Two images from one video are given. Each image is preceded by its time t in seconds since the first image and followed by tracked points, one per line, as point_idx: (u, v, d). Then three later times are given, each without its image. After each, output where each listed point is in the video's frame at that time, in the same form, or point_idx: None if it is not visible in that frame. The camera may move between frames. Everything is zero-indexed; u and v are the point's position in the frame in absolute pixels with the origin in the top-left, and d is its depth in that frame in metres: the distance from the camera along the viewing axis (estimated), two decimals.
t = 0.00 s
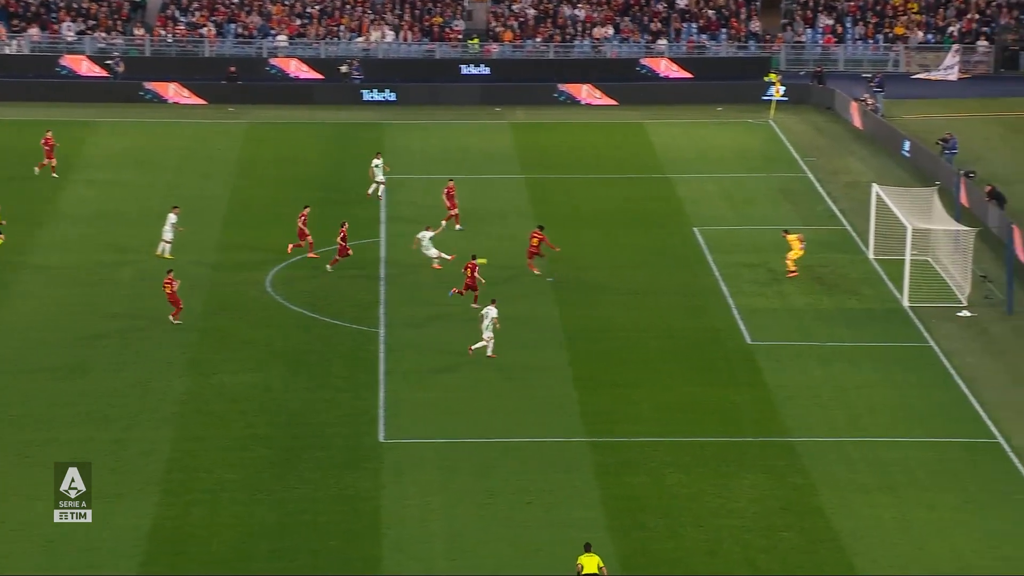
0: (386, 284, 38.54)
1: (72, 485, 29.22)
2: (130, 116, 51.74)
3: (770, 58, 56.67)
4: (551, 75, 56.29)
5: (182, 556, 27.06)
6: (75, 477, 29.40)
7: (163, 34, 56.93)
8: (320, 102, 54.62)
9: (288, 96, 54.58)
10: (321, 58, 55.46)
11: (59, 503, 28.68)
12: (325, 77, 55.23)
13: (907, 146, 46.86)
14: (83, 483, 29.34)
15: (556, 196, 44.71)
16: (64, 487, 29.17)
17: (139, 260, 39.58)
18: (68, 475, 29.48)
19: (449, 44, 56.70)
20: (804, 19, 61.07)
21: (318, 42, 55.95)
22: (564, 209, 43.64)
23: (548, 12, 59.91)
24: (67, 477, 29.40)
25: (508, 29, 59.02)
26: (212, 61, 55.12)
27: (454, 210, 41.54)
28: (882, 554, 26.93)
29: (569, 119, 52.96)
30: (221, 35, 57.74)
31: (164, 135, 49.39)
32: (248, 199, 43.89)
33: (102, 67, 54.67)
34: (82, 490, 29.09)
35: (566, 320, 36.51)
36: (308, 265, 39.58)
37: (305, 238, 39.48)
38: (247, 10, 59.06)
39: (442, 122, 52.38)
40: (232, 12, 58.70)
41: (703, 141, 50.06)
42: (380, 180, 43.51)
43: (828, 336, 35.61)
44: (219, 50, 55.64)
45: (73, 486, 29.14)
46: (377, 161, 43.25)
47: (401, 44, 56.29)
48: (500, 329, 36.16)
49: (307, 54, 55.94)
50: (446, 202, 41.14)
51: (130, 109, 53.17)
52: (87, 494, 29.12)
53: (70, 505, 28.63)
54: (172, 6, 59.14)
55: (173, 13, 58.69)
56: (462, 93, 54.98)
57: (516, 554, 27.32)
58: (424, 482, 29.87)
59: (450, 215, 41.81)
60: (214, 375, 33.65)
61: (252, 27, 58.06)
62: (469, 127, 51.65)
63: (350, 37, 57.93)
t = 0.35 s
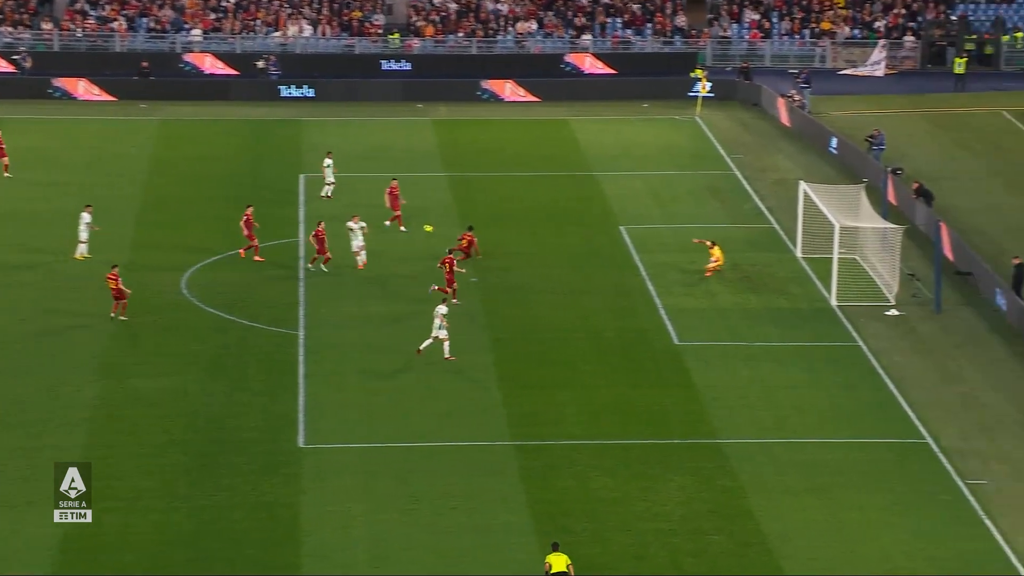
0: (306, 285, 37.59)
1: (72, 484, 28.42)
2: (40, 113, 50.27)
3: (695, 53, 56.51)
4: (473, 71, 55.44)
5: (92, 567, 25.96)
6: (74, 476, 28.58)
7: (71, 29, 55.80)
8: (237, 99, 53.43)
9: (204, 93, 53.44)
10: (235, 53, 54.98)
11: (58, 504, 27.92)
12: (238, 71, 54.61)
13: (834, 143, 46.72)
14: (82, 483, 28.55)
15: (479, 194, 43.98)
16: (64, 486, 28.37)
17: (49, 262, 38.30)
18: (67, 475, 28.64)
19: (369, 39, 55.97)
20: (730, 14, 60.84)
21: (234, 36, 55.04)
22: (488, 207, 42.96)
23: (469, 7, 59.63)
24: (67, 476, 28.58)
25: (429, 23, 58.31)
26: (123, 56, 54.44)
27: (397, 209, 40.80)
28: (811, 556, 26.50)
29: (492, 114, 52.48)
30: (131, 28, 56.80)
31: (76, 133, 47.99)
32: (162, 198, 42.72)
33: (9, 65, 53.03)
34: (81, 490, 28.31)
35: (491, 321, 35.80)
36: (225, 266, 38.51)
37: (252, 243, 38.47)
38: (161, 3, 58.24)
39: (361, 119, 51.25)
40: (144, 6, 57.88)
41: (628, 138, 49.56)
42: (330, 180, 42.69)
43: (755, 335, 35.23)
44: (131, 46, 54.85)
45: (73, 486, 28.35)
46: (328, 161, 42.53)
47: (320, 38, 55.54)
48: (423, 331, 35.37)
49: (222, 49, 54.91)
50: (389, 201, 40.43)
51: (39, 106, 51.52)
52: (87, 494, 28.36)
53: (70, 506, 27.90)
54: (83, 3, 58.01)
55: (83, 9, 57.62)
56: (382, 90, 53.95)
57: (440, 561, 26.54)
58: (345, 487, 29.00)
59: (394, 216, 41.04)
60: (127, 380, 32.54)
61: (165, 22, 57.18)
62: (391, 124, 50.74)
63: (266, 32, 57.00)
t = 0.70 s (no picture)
0: (275, 286, 36.74)
1: (71, 484, 27.71)
2: None
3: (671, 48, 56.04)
4: (440, 66, 54.68)
5: None
6: (74, 476, 27.87)
7: (30, 22, 54.86)
8: (203, 95, 52.31)
9: (167, 88, 52.30)
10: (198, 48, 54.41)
11: (58, 504, 27.26)
12: (200, 65, 54.17)
13: (815, 139, 46.20)
14: (83, 482, 27.84)
15: (452, 192, 43.23)
16: (63, 486, 27.68)
17: (9, 262, 37.33)
18: (67, 474, 27.95)
19: (338, 33, 55.50)
20: (706, 7, 60.58)
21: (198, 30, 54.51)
22: (460, 206, 42.21)
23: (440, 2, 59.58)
24: (68, 475, 27.88)
25: (399, 17, 57.72)
26: (86, 49, 53.47)
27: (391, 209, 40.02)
28: (794, 562, 25.90)
29: (465, 107, 51.91)
30: (92, 21, 56.10)
31: (36, 130, 46.96)
32: (127, 196, 41.79)
33: None
34: (81, 489, 27.61)
35: (465, 322, 35.06)
36: (192, 265, 37.62)
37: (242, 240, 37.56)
38: None
39: (329, 115, 50.31)
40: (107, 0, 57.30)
41: (603, 134, 48.90)
42: (326, 178, 42.02)
43: (734, 336, 34.66)
44: (90, 40, 54.00)
45: (73, 486, 27.64)
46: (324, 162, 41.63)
47: (286, 32, 55.11)
48: (397, 333, 34.59)
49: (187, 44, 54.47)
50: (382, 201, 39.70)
51: None
52: (88, 494, 27.67)
53: (69, 506, 27.22)
54: None
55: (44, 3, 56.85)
56: (351, 85, 52.94)
57: (414, 568, 25.77)
58: (316, 493, 28.18)
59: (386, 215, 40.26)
60: (91, 384, 31.64)
61: (128, 15, 56.45)
62: (361, 120, 49.90)
63: (230, 25, 56.22)
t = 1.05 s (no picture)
0: (280, 285, 36.36)
1: (71, 484, 27.41)
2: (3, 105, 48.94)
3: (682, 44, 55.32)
4: (451, 63, 54.60)
5: None
6: (74, 476, 27.58)
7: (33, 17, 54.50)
8: (207, 91, 51.97)
9: (172, 84, 51.95)
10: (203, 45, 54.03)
11: (58, 504, 26.93)
12: (206, 61, 53.82)
13: (830, 137, 45.74)
14: (82, 482, 27.54)
15: (461, 190, 42.87)
16: (63, 486, 27.37)
17: (11, 261, 36.99)
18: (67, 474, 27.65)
19: (344, 29, 55.06)
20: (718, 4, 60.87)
21: (202, 27, 54.06)
22: (468, 204, 41.84)
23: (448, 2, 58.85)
24: (68, 475, 27.57)
25: (407, 13, 57.49)
26: (89, 45, 53.09)
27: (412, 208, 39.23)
28: (808, 566, 25.50)
29: (472, 104, 51.51)
30: (96, 17, 55.79)
31: (39, 127, 46.61)
32: (129, 194, 41.43)
33: None
34: (81, 490, 27.31)
35: (473, 322, 34.67)
36: (196, 264, 37.27)
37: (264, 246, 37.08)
38: None
39: (336, 112, 49.97)
40: None
41: (613, 132, 48.46)
42: (352, 177, 41.60)
43: (746, 336, 34.26)
44: (92, 38, 53.29)
45: (73, 486, 27.34)
46: (348, 157, 41.29)
47: (292, 28, 54.65)
48: (404, 333, 34.20)
49: (192, 40, 54.13)
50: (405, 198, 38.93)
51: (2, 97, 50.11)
52: (88, 494, 27.36)
53: (70, 506, 26.90)
54: None
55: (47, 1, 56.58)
56: (357, 81, 52.60)
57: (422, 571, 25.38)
58: (323, 494, 27.80)
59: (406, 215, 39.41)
60: (93, 383, 31.31)
61: (132, 12, 56.22)
62: (367, 117, 49.54)
63: (236, 20, 55.82)
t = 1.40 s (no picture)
0: (281, 284, 36.06)
1: (72, 484, 27.13)
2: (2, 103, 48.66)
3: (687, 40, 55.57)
4: (454, 59, 54.35)
5: None
6: (75, 476, 27.30)
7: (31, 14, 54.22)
8: (207, 89, 51.72)
9: (172, 82, 51.72)
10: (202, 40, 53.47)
11: (58, 504, 26.67)
12: (206, 58, 53.57)
13: (836, 134, 45.40)
14: (83, 482, 27.26)
15: (463, 189, 42.59)
16: (63, 486, 27.10)
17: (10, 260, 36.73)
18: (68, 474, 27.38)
19: (347, 25, 54.40)
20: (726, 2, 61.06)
21: (201, 23, 53.40)
22: (470, 202, 41.55)
23: None
24: (67, 475, 27.28)
25: (409, 10, 57.27)
26: (88, 43, 52.84)
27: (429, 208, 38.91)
28: (814, 567, 25.21)
29: (475, 102, 51.26)
30: (95, 13, 55.51)
31: (38, 125, 46.32)
32: (128, 193, 41.15)
33: None
34: (81, 490, 27.04)
35: (474, 322, 34.38)
36: (196, 263, 36.99)
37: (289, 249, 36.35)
38: None
39: (338, 110, 49.73)
40: None
41: (616, 130, 48.13)
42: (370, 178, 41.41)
43: (750, 336, 33.97)
44: (92, 35, 53.08)
45: (73, 486, 27.07)
46: (370, 159, 41.16)
47: (294, 25, 54.09)
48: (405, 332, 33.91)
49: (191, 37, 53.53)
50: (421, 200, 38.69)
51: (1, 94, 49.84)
52: (88, 494, 27.09)
53: (70, 506, 26.64)
54: None
55: None
56: (358, 79, 52.37)
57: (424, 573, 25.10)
58: (324, 496, 27.52)
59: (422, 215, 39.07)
60: (92, 383, 31.04)
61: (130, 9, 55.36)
62: (368, 115, 49.28)
63: (236, 17, 55.51)
